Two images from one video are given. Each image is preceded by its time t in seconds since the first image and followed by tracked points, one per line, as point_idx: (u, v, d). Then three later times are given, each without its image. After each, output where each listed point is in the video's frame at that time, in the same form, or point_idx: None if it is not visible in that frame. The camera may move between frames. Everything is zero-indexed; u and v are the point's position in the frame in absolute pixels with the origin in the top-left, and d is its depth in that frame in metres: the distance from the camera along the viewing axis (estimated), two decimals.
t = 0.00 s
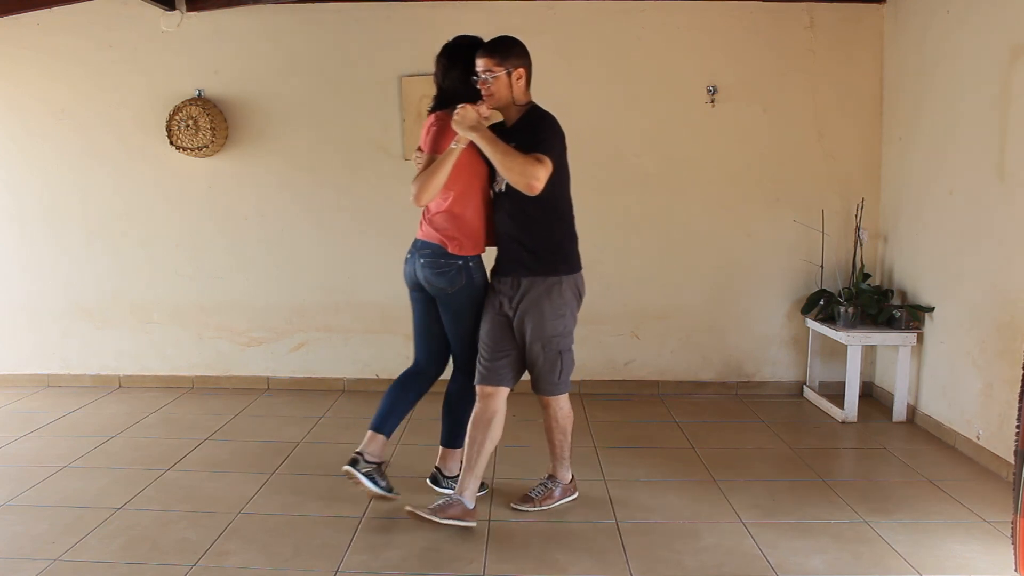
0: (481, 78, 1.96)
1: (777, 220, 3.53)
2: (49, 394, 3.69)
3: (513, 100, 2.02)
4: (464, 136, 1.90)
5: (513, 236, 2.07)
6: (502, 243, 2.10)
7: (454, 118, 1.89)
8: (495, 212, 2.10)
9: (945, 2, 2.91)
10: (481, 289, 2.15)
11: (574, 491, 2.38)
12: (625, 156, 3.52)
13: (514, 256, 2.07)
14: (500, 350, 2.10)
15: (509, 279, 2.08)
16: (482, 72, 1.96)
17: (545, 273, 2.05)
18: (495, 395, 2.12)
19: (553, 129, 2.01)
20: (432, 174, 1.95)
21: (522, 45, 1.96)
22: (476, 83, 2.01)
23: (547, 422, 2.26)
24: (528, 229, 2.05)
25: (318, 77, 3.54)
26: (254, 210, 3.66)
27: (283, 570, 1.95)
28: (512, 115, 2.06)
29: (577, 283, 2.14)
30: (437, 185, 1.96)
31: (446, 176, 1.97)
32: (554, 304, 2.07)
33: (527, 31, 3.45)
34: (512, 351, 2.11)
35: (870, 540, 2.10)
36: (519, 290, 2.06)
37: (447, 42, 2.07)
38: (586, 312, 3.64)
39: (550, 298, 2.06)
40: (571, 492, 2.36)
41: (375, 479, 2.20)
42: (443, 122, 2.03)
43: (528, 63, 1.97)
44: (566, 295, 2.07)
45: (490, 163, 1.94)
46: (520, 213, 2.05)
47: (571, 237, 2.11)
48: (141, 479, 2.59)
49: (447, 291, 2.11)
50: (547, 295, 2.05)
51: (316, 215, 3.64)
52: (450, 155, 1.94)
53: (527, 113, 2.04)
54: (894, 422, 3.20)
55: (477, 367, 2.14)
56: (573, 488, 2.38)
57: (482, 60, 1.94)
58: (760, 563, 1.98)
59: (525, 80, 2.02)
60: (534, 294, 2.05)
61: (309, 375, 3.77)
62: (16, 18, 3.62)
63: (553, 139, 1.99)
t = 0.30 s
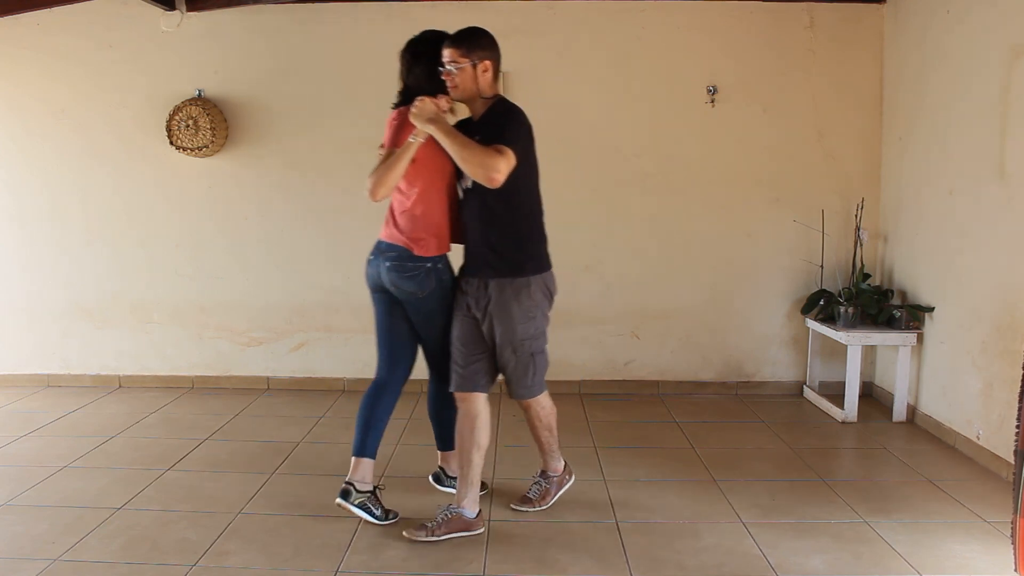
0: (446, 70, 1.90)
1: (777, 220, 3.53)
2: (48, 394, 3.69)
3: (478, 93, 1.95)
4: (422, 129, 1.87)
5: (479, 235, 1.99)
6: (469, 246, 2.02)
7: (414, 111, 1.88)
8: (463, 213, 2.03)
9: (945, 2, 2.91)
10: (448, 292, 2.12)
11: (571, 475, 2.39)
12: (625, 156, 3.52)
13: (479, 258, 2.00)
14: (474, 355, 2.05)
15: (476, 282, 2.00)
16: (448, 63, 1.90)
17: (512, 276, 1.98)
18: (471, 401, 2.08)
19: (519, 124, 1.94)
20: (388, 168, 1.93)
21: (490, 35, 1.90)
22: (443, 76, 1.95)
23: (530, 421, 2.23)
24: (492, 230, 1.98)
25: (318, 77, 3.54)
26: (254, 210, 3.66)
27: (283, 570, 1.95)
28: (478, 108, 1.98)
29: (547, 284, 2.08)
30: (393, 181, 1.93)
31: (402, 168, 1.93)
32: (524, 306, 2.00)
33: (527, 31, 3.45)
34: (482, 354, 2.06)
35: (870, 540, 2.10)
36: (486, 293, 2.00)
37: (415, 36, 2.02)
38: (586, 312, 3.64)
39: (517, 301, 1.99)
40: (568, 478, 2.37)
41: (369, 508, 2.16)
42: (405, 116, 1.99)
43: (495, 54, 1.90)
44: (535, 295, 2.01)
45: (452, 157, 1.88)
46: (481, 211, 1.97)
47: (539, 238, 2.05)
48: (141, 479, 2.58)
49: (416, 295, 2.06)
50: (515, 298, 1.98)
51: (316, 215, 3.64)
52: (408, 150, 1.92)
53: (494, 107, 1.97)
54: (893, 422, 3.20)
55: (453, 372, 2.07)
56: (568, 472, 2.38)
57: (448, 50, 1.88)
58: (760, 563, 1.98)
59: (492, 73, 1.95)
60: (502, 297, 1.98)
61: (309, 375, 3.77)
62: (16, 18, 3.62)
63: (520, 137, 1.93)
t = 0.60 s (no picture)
0: (409, 65, 1.81)
1: (777, 220, 3.53)
2: (48, 394, 3.69)
3: (443, 89, 1.84)
4: (386, 135, 1.76)
5: (445, 239, 1.90)
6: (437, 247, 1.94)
7: (375, 115, 1.76)
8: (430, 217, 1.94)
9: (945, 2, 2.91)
10: (406, 295, 2.00)
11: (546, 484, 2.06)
12: (625, 156, 3.52)
13: (444, 260, 1.90)
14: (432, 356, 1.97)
15: (439, 280, 1.92)
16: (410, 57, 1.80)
17: (468, 278, 1.86)
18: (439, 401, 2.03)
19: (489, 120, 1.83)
20: (340, 166, 1.82)
21: (454, 26, 1.78)
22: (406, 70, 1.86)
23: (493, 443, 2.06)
24: (458, 233, 1.88)
25: (318, 77, 3.54)
26: (254, 210, 3.66)
27: (283, 570, 1.95)
28: (444, 104, 1.87)
29: (509, 294, 1.91)
30: (343, 177, 1.83)
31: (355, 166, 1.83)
32: (471, 310, 1.87)
33: (527, 31, 3.45)
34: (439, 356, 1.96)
35: (870, 540, 2.10)
36: (445, 291, 1.91)
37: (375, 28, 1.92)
38: (586, 312, 3.64)
39: (468, 302, 1.87)
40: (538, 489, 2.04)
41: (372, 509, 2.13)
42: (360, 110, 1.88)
43: (460, 47, 1.78)
44: (487, 303, 1.86)
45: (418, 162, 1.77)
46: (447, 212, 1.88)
47: (508, 243, 1.91)
48: (141, 479, 2.58)
49: (369, 299, 1.97)
50: (468, 301, 1.87)
51: (316, 215, 3.64)
52: (364, 149, 1.82)
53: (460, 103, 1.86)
54: (893, 422, 3.20)
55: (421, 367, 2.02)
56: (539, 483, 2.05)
57: (410, 44, 1.78)
58: (760, 563, 1.98)
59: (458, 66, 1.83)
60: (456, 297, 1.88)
61: (309, 375, 3.77)
62: (16, 18, 3.62)
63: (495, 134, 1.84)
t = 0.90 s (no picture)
0: (395, 59, 1.79)
1: (778, 220, 3.53)
2: (48, 394, 3.69)
3: (428, 84, 1.81)
4: (357, 131, 1.71)
5: (430, 240, 1.87)
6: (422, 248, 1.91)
7: (347, 110, 1.70)
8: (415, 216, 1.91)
9: (945, 2, 2.91)
10: (352, 292, 1.91)
11: (450, 560, 1.94)
12: (625, 156, 3.52)
13: (428, 261, 1.88)
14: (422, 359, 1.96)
15: (425, 283, 1.91)
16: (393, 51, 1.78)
17: (450, 278, 1.84)
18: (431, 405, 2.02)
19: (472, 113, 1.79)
20: (309, 161, 1.76)
21: (438, 19, 1.76)
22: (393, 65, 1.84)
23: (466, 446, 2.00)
24: (442, 234, 1.85)
25: (318, 77, 3.55)
26: (254, 210, 3.66)
27: (283, 570, 1.95)
28: (430, 99, 1.84)
29: (493, 294, 1.88)
30: (315, 172, 1.78)
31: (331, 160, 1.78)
32: (453, 311, 1.84)
33: (527, 31, 3.45)
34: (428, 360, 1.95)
35: (870, 540, 2.10)
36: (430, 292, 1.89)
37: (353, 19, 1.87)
38: (586, 312, 3.64)
39: (450, 302, 1.84)
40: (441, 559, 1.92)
41: (365, 511, 2.20)
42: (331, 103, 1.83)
43: (444, 40, 1.75)
44: (470, 303, 1.83)
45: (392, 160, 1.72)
46: (434, 211, 1.85)
47: (493, 242, 1.88)
48: (141, 479, 2.58)
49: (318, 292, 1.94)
50: (450, 302, 1.84)
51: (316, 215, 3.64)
52: (336, 144, 1.77)
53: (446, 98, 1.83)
54: (893, 422, 3.20)
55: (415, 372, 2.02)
56: (445, 553, 1.93)
57: (395, 39, 1.77)
58: (760, 563, 1.98)
59: (444, 61, 1.80)
60: (439, 297, 1.86)
61: (309, 375, 3.78)
62: (16, 18, 3.62)
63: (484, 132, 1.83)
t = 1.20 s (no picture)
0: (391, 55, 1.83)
1: (778, 220, 3.53)
2: (48, 394, 3.69)
3: (420, 80, 1.82)
4: (341, 130, 1.73)
5: (423, 236, 1.86)
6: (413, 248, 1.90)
7: (330, 109, 1.73)
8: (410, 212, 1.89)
9: (945, 2, 2.91)
10: (317, 291, 1.89)
11: (450, 559, 1.95)
12: (625, 156, 3.52)
13: (418, 262, 1.88)
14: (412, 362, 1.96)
15: (414, 284, 1.91)
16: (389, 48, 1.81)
17: (438, 280, 1.83)
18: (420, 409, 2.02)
19: (463, 109, 1.78)
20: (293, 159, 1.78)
21: (435, 16, 1.78)
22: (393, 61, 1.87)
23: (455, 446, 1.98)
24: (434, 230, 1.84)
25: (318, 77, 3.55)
26: (254, 210, 3.66)
27: (282, 570, 1.95)
28: (424, 95, 1.85)
29: (484, 297, 1.87)
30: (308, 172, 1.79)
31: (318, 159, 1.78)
32: (443, 314, 1.84)
33: (527, 31, 3.45)
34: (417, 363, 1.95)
35: (871, 541, 2.10)
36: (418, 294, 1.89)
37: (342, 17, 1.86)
38: (586, 312, 3.64)
39: (440, 305, 1.84)
40: (443, 559, 1.93)
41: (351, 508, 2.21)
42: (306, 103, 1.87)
43: (433, 37, 1.76)
44: (460, 306, 1.83)
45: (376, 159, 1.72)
46: (429, 208, 1.84)
47: (485, 243, 1.87)
48: (141, 479, 2.59)
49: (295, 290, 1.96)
50: (438, 303, 1.84)
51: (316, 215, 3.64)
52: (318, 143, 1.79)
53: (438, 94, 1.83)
54: (893, 422, 3.20)
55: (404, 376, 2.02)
56: (446, 553, 1.94)
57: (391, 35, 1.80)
58: (760, 563, 1.98)
59: (437, 58, 1.80)
60: (427, 299, 1.86)
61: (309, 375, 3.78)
62: (16, 18, 3.62)
63: (477, 130, 1.82)
